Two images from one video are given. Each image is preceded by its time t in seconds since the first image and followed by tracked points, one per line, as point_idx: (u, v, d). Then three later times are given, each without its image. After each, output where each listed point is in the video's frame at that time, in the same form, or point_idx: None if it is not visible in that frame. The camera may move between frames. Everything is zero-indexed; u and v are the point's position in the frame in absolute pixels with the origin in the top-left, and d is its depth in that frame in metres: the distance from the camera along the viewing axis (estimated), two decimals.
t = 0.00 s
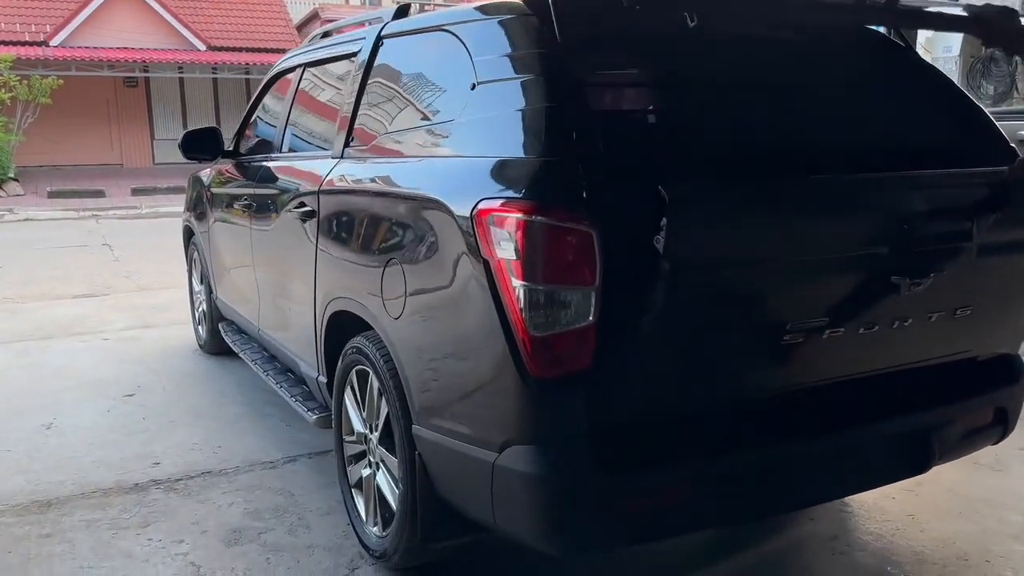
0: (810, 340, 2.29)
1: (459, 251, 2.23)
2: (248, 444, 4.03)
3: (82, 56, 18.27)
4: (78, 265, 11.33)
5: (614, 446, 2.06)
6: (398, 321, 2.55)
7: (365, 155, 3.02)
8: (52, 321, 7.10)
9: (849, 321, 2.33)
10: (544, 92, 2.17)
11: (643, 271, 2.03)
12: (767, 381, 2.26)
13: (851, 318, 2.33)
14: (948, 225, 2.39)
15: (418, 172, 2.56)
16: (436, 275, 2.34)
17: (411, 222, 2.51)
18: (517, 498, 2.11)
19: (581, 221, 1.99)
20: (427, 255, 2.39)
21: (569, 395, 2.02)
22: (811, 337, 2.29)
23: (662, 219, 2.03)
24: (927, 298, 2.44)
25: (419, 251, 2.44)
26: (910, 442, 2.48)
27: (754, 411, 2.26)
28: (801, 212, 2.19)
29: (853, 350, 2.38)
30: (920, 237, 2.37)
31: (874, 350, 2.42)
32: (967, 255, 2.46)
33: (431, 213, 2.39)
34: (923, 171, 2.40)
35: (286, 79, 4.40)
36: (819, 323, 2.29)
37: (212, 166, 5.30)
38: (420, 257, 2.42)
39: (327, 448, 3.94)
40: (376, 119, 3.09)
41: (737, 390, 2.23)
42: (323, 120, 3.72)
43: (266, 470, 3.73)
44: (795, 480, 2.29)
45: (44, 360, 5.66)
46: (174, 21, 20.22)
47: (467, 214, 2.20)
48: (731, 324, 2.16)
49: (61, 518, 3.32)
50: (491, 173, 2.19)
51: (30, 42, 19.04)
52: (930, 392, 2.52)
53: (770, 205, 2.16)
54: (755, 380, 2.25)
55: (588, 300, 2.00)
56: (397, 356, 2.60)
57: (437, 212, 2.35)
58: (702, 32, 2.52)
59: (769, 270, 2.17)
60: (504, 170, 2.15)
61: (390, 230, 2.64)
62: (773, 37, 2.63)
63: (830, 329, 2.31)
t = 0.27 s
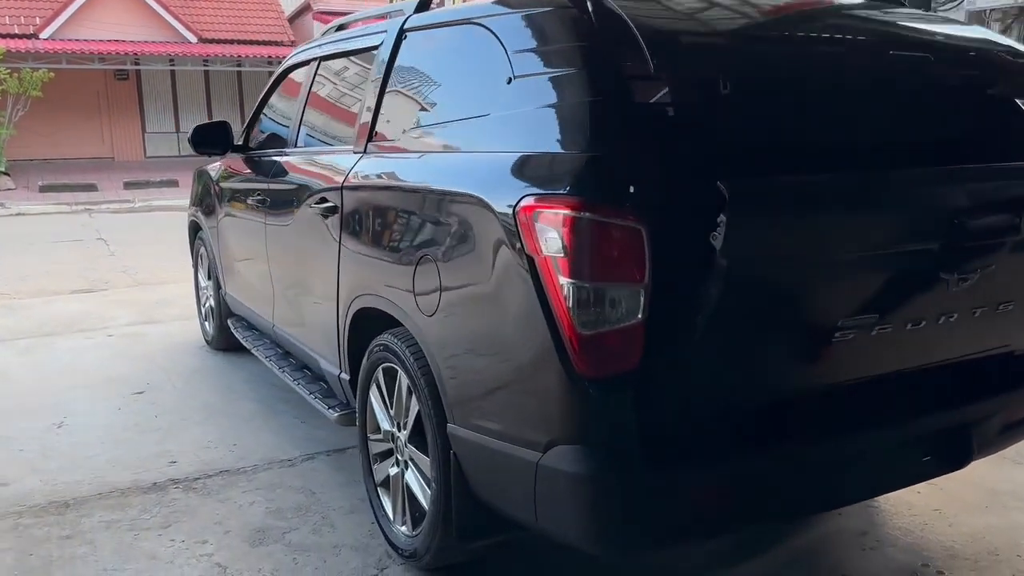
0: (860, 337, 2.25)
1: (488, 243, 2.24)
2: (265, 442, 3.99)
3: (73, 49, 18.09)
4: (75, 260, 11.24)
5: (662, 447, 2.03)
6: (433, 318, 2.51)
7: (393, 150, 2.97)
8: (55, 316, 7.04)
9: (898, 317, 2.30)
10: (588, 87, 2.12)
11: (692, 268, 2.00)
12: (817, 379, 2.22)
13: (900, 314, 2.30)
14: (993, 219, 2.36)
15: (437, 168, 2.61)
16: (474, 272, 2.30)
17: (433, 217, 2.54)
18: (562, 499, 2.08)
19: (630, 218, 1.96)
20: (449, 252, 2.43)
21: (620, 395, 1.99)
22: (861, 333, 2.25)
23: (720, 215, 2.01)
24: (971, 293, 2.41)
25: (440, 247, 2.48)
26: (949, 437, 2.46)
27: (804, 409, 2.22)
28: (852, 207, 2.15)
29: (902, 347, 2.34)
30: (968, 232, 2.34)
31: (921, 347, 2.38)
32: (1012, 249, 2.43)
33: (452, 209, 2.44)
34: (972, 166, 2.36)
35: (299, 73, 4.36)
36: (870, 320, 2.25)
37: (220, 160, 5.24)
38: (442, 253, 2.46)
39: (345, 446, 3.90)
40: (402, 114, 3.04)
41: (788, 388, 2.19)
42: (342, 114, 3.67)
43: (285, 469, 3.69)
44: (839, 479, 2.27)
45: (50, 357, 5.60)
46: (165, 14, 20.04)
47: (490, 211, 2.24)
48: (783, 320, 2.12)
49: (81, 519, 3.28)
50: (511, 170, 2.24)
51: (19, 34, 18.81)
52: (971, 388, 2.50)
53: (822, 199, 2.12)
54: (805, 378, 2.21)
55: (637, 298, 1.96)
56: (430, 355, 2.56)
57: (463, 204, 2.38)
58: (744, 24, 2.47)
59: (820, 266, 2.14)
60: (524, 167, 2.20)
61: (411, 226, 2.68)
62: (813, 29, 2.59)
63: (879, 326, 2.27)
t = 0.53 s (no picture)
0: (892, 333, 2.24)
1: (502, 236, 2.27)
2: (269, 443, 3.94)
3: (51, 44, 17.83)
4: (57, 259, 11.08)
5: (698, 446, 2.01)
6: (455, 316, 2.48)
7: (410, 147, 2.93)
8: (42, 316, 6.93)
9: (931, 313, 2.29)
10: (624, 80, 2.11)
11: (730, 265, 1.98)
12: (851, 376, 2.21)
13: (933, 311, 2.29)
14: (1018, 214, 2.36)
15: (445, 166, 2.65)
16: (503, 270, 2.26)
17: (443, 214, 2.58)
18: (596, 500, 2.05)
19: (667, 215, 1.94)
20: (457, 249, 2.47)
21: (658, 395, 1.96)
22: (896, 329, 2.24)
23: (766, 210, 2.00)
24: (998, 290, 2.41)
25: (449, 244, 2.52)
26: (974, 434, 2.46)
27: (839, 408, 2.20)
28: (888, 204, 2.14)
29: (932, 344, 2.33)
30: (998, 228, 2.33)
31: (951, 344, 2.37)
32: None
33: (461, 206, 2.48)
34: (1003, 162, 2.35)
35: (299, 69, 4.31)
36: (904, 317, 2.24)
37: (215, 157, 5.17)
38: (449, 251, 2.51)
39: (352, 446, 3.86)
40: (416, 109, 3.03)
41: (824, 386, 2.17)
42: (349, 110, 3.62)
43: (292, 470, 3.64)
44: (869, 476, 2.25)
45: (41, 357, 5.50)
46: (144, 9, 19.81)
47: (499, 208, 2.29)
48: (820, 318, 2.10)
49: (86, 523, 3.21)
50: (519, 168, 2.29)
51: None
52: (997, 384, 2.49)
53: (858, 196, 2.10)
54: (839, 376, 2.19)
55: (673, 296, 1.94)
56: (451, 354, 2.53)
57: (477, 200, 2.39)
58: (771, 19, 2.45)
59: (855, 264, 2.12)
60: (533, 165, 2.25)
61: (419, 222, 2.71)
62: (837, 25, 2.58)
63: (912, 322, 2.26)
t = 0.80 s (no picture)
0: (908, 331, 2.19)
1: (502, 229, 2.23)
2: (255, 447, 3.83)
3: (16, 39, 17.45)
4: (25, 258, 10.82)
5: (716, 450, 1.94)
6: (458, 316, 2.40)
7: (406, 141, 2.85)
8: (12, 318, 6.73)
9: (949, 307, 2.25)
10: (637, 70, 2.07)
11: (749, 262, 1.93)
12: (866, 375, 2.16)
13: (950, 304, 2.25)
14: None
15: (432, 160, 2.61)
16: (511, 267, 2.18)
17: (427, 206, 2.58)
18: (610, 507, 1.98)
19: (687, 210, 1.87)
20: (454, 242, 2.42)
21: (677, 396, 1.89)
22: (916, 324, 2.20)
23: (791, 203, 1.95)
24: (1010, 286, 2.38)
25: (442, 237, 2.48)
26: (985, 432, 2.42)
27: (856, 406, 2.15)
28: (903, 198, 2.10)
29: (948, 339, 2.29)
30: (1010, 223, 2.29)
31: (965, 338, 2.33)
32: None
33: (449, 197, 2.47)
34: (1016, 156, 2.32)
35: (283, 62, 4.20)
36: (923, 312, 2.20)
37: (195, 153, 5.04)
38: (444, 245, 2.47)
39: (341, 449, 3.76)
40: (410, 103, 2.94)
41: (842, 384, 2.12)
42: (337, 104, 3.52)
43: (281, 475, 3.54)
44: (884, 477, 2.21)
45: (13, 360, 5.33)
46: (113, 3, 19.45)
47: (498, 202, 2.25)
48: (840, 313, 2.05)
49: (68, 533, 3.09)
50: (512, 161, 2.24)
51: None
52: (1007, 381, 2.46)
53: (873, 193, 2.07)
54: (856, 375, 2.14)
55: (692, 294, 1.88)
56: (453, 355, 2.44)
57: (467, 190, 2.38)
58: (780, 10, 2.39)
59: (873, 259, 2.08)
60: (527, 160, 2.19)
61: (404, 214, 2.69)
62: (843, 16, 2.53)
63: (930, 317, 2.22)
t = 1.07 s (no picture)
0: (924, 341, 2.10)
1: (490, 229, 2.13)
2: (229, 462, 3.66)
3: None
4: None
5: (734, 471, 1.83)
6: (451, 328, 2.25)
7: (392, 142, 2.70)
8: None
9: (964, 309, 2.18)
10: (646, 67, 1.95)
11: (768, 271, 1.82)
12: (880, 384, 2.07)
13: (964, 305, 2.18)
14: None
15: (411, 163, 2.52)
16: (511, 276, 2.04)
17: (401, 208, 2.51)
18: (621, 533, 1.86)
19: (706, 216, 1.76)
20: (433, 245, 2.34)
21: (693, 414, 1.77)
22: (933, 327, 2.12)
23: (803, 199, 1.84)
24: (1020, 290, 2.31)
25: (418, 240, 2.40)
26: (996, 443, 2.35)
27: (871, 420, 2.06)
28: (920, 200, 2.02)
29: (961, 342, 2.22)
30: None
31: (977, 342, 2.27)
32: None
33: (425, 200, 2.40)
34: None
35: (253, 60, 4.03)
36: (941, 315, 2.12)
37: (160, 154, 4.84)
38: (422, 249, 2.39)
39: (319, 464, 3.61)
40: (393, 103, 2.80)
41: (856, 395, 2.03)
42: (313, 103, 3.36)
43: (258, 492, 3.37)
44: (900, 493, 2.12)
45: None
46: None
47: (480, 205, 2.18)
48: (857, 322, 1.95)
49: (31, 560, 2.90)
50: (495, 165, 2.18)
51: None
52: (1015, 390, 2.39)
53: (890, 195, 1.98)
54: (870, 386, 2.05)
55: (711, 305, 1.77)
56: (445, 369, 2.31)
57: (442, 193, 2.33)
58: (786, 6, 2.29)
59: (889, 262, 1.99)
60: (511, 163, 2.12)
61: (375, 218, 2.62)
62: (848, 13, 2.44)
63: (947, 320, 2.15)
